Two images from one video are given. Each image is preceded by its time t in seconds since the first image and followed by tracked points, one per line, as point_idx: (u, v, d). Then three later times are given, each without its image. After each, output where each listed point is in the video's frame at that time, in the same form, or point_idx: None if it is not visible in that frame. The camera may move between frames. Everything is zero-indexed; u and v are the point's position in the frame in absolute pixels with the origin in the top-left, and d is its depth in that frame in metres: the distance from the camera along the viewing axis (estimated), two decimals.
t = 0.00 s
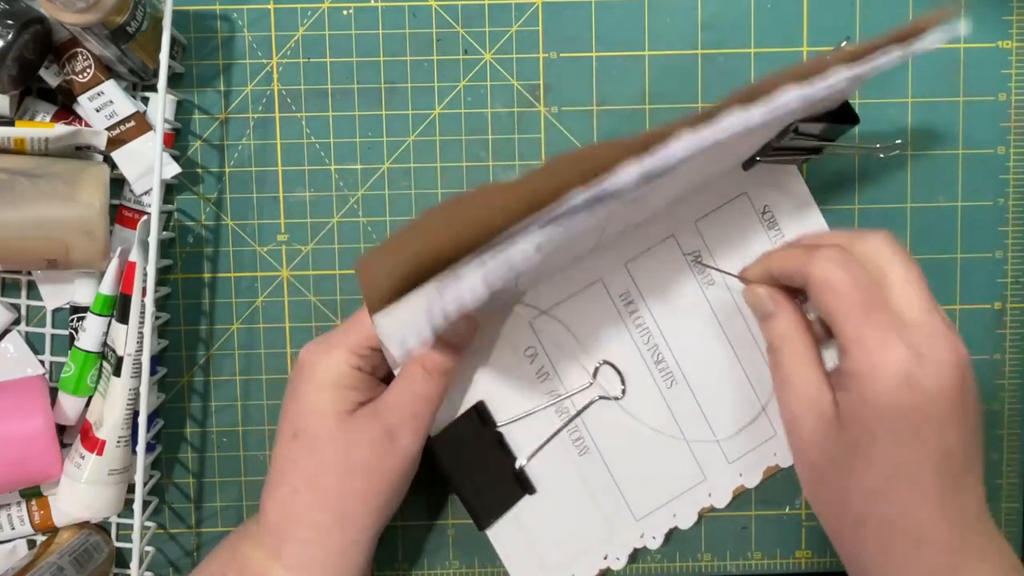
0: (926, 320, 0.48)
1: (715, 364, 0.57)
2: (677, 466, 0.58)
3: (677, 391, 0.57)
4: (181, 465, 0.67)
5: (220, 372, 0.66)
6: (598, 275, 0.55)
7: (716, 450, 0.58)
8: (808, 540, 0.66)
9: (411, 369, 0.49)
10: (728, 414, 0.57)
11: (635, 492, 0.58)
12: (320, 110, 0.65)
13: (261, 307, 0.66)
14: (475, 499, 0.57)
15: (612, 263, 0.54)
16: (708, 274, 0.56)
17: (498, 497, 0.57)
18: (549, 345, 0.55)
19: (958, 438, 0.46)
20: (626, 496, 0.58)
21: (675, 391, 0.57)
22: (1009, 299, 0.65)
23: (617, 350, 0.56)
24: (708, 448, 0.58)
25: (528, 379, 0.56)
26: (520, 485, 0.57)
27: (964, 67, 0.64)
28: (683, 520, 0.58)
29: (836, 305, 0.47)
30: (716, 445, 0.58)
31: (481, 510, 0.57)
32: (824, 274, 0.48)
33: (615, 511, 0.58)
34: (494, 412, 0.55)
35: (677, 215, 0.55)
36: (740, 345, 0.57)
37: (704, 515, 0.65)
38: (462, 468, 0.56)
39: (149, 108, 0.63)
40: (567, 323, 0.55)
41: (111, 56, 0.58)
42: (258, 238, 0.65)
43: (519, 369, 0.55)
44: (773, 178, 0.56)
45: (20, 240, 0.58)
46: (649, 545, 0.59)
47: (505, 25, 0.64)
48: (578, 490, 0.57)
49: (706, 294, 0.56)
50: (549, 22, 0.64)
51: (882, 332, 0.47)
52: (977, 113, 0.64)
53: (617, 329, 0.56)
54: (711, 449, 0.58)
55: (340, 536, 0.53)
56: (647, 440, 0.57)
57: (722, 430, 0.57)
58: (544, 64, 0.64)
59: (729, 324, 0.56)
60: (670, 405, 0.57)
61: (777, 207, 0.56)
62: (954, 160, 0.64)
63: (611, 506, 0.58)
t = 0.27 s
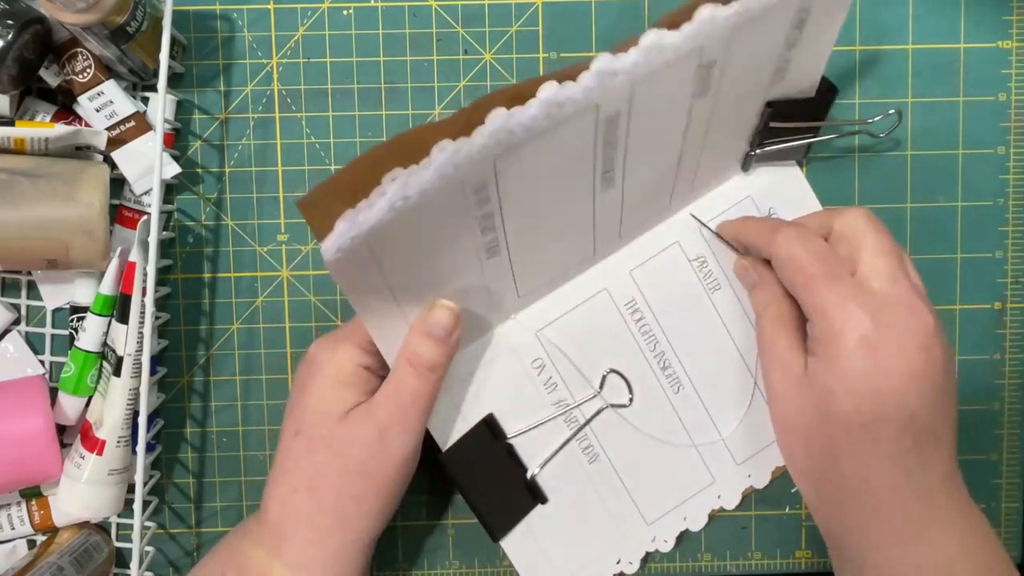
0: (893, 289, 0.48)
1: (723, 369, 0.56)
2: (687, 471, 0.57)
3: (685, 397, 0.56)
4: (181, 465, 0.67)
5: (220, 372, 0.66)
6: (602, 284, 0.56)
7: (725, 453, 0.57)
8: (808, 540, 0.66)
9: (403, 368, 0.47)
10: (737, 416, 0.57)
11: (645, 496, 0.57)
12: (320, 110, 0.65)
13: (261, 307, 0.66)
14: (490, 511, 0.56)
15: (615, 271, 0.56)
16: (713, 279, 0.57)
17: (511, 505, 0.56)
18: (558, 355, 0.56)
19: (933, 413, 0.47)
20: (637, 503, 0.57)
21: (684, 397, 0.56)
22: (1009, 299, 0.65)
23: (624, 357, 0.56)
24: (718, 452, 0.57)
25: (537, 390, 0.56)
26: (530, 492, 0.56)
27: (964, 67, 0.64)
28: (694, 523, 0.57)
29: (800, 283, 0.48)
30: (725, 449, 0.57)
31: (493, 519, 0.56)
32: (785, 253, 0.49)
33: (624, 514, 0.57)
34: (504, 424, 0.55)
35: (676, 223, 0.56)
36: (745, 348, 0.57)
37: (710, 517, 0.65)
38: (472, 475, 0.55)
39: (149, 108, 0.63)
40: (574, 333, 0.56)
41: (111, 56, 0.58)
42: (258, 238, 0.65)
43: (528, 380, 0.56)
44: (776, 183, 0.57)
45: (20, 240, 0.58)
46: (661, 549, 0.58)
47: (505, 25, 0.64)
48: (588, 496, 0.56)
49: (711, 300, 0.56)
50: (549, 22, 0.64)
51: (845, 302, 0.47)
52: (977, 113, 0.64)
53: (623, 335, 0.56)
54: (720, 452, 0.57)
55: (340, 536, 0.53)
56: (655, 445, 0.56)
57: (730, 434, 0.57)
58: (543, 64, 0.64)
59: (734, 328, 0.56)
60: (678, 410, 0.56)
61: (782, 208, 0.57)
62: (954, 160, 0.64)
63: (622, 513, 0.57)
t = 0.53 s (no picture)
0: (887, 288, 0.48)
1: (721, 369, 0.56)
2: (685, 470, 0.57)
3: (683, 397, 0.56)
4: (181, 465, 0.67)
5: (220, 372, 0.66)
6: (601, 286, 0.56)
7: (723, 452, 0.57)
8: (808, 540, 0.66)
9: (434, 372, 0.50)
10: (734, 415, 0.56)
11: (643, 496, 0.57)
12: (320, 110, 0.65)
13: (261, 307, 0.66)
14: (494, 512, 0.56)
15: (619, 277, 0.56)
16: (710, 279, 0.57)
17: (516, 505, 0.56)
18: (559, 358, 0.56)
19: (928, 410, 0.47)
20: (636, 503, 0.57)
21: (683, 397, 0.56)
22: (1009, 298, 0.65)
23: (624, 359, 0.56)
24: (717, 451, 0.57)
25: (538, 392, 0.56)
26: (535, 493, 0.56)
27: (964, 67, 0.64)
28: (693, 521, 0.57)
29: (795, 285, 0.48)
30: (723, 447, 0.57)
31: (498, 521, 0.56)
32: (780, 255, 0.49)
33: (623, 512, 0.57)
34: (505, 425, 0.56)
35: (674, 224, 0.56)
36: (742, 347, 0.57)
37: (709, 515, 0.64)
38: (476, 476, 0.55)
39: (149, 108, 0.63)
40: (574, 337, 0.56)
41: (111, 56, 0.58)
42: (258, 238, 0.65)
43: (529, 382, 0.56)
44: (775, 186, 0.57)
45: (20, 240, 0.58)
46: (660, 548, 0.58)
47: (505, 25, 0.64)
48: (588, 495, 0.57)
49: (709, 299, 0.56)
50: (549, 22, 0.64)
51: (842, 302, 0.47)
52: (977, 113, 0.64)
53: (622, 336, 0.56)
54: (718, 450, 0.57)
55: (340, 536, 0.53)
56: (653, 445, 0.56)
57: (728, 432, 0.57)
58: (544, 64, 0.64)
59: (732, 327, 0.56)
60: (676, 410, 0.56)
61: (777, 210, 0.57)
62: (954, 160, 0.64)
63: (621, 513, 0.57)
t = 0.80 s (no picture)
0: (880, 288, 0.48)
1: (722, 369, 0.56)
2: (688, 471, 0.57)
3: (686, 397, 0.56)
4: (181, 465, 0.67)
5: (220, 372, 0.66)
6: (600, 287, 0.56)
7: (725, 451, 0.57)
8: (808, 540, 0.66)
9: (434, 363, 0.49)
10: (734, 414, 0.57)
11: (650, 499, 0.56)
12: (320, 110, 0.65)
13: (261, 307, 0.66)
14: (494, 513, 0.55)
15: (620, 280, 0.56)
16: (710, 279, 0.57)
17: (520, 510, 0.55)
18: (559, 359, 0.56)
19: (925, 409, 0.47)
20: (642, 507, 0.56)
21: (685, 397, 0.56)
22: (1009, 298, 0.65)
23: (625, 359, 0.56)
24: (719, 451, 0.57)
25: (538, 393, 0.56)
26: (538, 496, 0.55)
27: (964, 67, 0.64)
28: (698, 525, 0.57)
29: (787, 283, 0.48)
30: (725, 447, 0.57)
31: (501, 527, 0.55)
32: (773, 255, 0.49)
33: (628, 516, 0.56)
34: (508, 428, 0.55)
35: (671, 225, 0.57)
36: (741, 346, 0.57)
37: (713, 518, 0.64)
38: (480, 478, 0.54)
39: (149, 108, 0.63)
40: (572, 337, 0.56)
41: (111, 56, 0.58)
42: (258, 238, 0.65)
43: (530, 384, 0.56)
44: (774, 185, 0.58)
45: (20, 240, 0.58)
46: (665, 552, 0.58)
47: (505, 25, 0.64)
48: (591, 498, 0.56)
49: (709, 299, 0.56)
50: (549, 21, 0.64)
51: (835, 301, 0.47)
52: (977, 113, 0.64)
53: (623, 335, 0.56)
54: (720, 450, 0.57)
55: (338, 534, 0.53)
56: (657, 445, 0.56)
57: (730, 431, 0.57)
58: (544, 65, 0.64)
59: (732, 327, 0.57)
60: (678, 410, 0.56)
61: (777, 209, 0.57)
62: (954, 160, 0.64)
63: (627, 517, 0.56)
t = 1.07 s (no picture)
0: (879, 287, 0.47)
1: (722, 371, 0.56)
2: (688, 471, 0.56)
3: (686, 398, 0.56)
4: (181, 465, 0.67)
5: (220, 372, 0.66)
6: (600, 286, 0.56)
7: (726, 451, 0.57)
8: (808, 540, 0.66)
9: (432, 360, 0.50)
10: (734, 414, 0.57)
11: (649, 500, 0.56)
12: (320, 110, 0.65)
13: (261, 307, 0.66)
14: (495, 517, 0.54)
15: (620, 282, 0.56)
16: (710, 279, 0.57)
17: (520, 511, 0.55)
18: (559, 359, 0.56)
19: (925, 409, 0.47)
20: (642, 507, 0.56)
21: (685, 398, 0.56)
22: (1009, 299, 0.65)
23: (626, 360, 0.56)
24: (719, 451, 0.57)
25: (538, 394, 0.56)
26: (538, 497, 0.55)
27: (964, 67, 0.64)
28: (699, 525, 0.57)
29: (783, 281, 0.48)
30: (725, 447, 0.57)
31: (501, 527, 0.55)
32: (770, 254, 0.49)
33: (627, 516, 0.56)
34: (508, 429, 0.55)
35: (670, 225, 0.57)
36: (740, 346, 0.57)
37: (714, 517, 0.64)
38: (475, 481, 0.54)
39: (149, 108, 0.63)
40: (572, 336, 0.56)
41: (111, 56, 0.58)
42: (258, 237, 0.65)
43: (530, 385, 0.55)
44: (773, 184, 0.58)
45: (20, 240, 0.58)
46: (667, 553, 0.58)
47: (505, 25, 0.64)
48: (593, 498, 0.56)
49: (709, 299, 0.56)
50: (548, 21, 0.64)
51: (832, 299, 0.47)
52: (977, 113, 0.64)
53: (623, 335, 0.56)
54: (720, 450, 0.57)
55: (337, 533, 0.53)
56: (656, 446, 0.56)
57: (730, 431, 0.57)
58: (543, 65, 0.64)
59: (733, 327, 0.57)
60: (678, 410, 0.56)
61: (777, 208, 0.57)
62: (954, 160, 0.64)
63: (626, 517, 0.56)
